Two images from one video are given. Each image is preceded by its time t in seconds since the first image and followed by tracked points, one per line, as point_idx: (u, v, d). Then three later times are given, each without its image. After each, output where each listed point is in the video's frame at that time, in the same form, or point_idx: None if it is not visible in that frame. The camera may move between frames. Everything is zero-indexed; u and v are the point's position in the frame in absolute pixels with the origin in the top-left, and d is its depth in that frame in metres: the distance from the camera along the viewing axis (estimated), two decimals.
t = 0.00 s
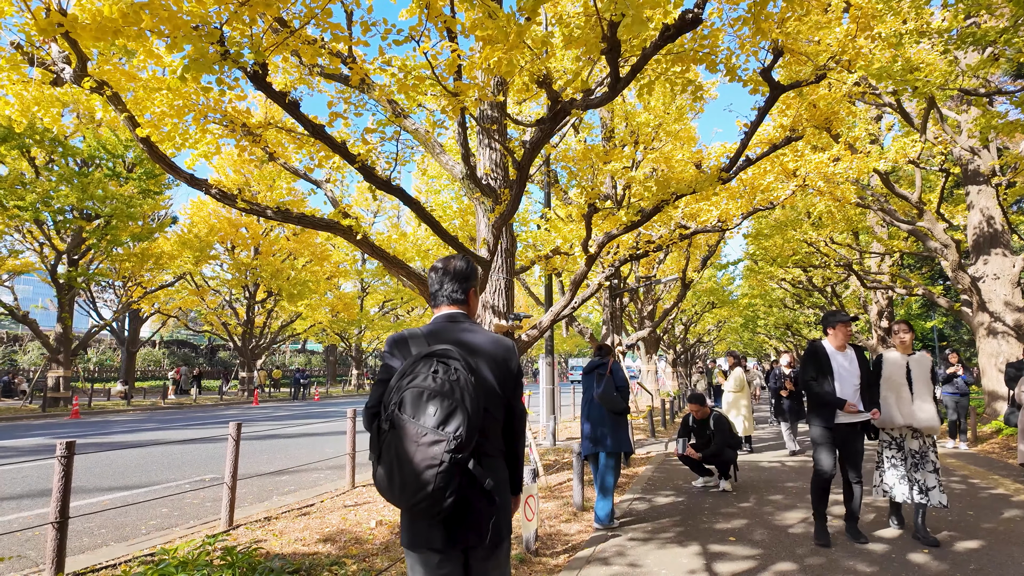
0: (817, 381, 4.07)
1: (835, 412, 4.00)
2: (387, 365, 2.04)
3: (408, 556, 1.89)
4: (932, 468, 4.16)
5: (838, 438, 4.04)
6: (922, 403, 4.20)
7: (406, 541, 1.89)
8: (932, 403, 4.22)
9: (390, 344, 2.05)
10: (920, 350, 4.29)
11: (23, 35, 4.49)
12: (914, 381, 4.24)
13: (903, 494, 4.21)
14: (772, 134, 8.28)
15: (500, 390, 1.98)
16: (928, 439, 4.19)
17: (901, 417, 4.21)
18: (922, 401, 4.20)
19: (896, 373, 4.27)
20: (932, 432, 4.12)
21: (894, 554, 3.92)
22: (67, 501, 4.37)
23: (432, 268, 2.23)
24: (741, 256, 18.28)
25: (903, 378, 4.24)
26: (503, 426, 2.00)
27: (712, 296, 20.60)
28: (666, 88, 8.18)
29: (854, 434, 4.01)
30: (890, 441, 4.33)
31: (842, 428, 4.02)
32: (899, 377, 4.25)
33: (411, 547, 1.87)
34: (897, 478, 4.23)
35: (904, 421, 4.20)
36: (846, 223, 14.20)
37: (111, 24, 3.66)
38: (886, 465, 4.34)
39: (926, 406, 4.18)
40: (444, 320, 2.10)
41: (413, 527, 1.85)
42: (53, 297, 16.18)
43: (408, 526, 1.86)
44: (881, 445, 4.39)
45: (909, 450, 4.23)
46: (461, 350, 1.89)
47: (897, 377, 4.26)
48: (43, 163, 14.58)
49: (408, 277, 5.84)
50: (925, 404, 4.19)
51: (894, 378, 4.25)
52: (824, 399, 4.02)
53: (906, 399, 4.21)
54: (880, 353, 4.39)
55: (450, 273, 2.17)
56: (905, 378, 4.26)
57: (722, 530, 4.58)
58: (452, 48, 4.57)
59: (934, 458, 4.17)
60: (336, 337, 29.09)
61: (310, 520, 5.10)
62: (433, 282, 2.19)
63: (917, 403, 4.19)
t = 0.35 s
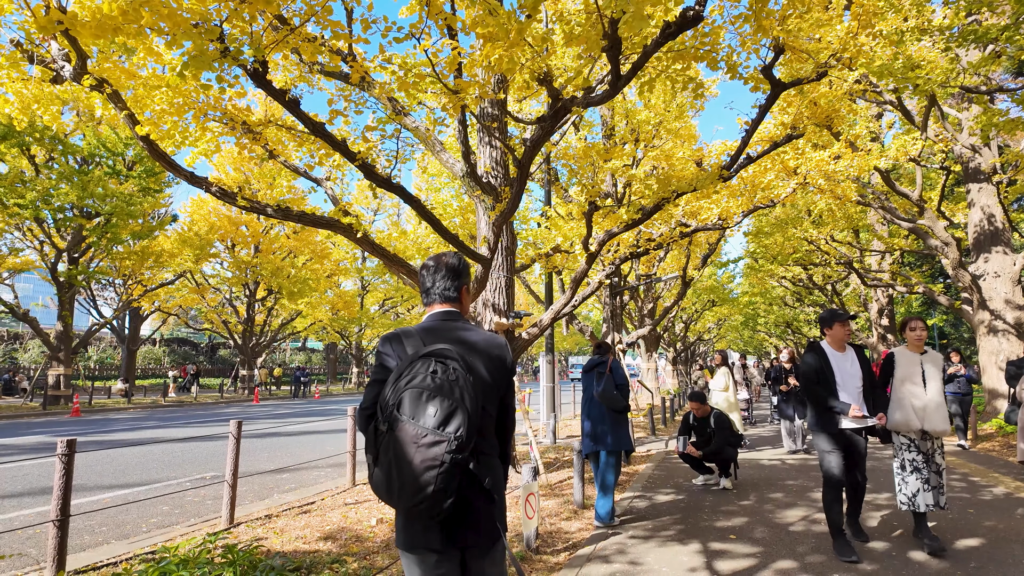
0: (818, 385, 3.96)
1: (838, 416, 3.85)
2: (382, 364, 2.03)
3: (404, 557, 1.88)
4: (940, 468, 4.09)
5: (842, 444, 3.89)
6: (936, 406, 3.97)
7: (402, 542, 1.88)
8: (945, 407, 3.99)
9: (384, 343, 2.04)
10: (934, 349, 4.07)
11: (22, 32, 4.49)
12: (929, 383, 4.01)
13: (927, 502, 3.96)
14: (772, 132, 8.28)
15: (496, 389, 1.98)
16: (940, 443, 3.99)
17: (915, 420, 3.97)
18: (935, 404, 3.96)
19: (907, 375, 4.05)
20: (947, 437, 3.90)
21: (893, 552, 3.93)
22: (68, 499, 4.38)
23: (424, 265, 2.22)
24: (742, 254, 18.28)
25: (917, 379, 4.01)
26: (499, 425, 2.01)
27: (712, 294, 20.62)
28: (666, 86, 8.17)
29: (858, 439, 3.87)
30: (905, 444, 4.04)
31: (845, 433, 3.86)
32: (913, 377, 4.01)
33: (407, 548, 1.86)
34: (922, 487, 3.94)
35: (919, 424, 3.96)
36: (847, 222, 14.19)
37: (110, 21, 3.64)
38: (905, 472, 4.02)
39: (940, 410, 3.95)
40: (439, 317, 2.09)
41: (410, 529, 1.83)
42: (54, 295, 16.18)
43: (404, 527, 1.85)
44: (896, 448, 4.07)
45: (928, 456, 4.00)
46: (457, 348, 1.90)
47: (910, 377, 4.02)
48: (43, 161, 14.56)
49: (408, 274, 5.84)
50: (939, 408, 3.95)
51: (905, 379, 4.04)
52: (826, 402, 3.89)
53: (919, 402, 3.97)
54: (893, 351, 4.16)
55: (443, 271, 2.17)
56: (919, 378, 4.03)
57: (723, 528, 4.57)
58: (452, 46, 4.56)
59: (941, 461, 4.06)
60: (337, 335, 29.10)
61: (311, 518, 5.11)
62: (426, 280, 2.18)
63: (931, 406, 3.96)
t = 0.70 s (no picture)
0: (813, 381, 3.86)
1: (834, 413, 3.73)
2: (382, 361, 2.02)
3: (400, 557, 1.88)
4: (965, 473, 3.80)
5: (842, 441, 3.74)
6: (949, 404, 3.81)
7: (399, 543, 1.87)
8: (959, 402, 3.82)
9: (383, 342, 2.03)
10: (944, 344, 3.91)
11: (21, 30, 4.47)
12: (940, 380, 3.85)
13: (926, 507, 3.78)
14: (772, 130, 8.27)
15: (496, 390, 1.99)
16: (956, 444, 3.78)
17: (927, 419, 3.80)
18: (948, 401, 3.79)
19: (919, 371, 3.88)
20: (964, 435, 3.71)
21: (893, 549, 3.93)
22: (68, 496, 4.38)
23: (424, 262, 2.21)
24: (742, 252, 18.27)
25: (928, 375, 3.85)
26: (497, 426, 2.01)
27: (712, 293, 20.59)
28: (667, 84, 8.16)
29: (859, 435, 3.69)
30: (912, 446, 3.89)
31: (845, 431, 3.71)
32: (924, 373, 3.85)
33: (404, 548, 1.86)
34: (924, 491, 3.79)
35: (930, 424, 3.79)
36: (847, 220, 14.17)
37: (110, 18, 3.62)
38: (906, 475, 3.89)
39: (953, 407, 3.78)
40: (438, 316, 2.08)
41: (408, 529, 1.83)
42: (54, 293, 16.17)
43: (402, 527, 1.85)
44: (901, 450, 3.94)
45: (935, 458, 3.81)
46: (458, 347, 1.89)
47: (921, 374, 3.86)
48: (42, 158, 14.54)
49: (408, 272, 5.83)
50: (953, 404, 3.79)
51: (917, 376, 3.87)
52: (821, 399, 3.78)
53: (931, 400, 3.81)
54: (900, 346, 4.01)
55: (444, 268, 2.15)
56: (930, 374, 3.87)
57: (723, 526, 4.58)
58: (452, 43, 4.55)
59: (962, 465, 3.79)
60: (337, 333, 29.09)
61: (311, 515, 5.11)
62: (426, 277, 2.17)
63: (944, 405, 3.79)
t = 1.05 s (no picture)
0: (815, 386, 3.55)
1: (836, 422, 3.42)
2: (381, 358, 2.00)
3: (399, 556, 1.88)
4: (988, 482, 3.49)
5: (846, 452, 3.43)
6: (969, 406, 3.56)
7: (398, 543, 1.86)
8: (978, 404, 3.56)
9: (384, 339, 2.01)
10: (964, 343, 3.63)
11: (20, 27, 4.46)
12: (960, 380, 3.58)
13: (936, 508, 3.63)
14: (773, 127, 8.27)
15: (496, 390, 1.99)
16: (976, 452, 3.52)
17: (944, 423, 3.57)
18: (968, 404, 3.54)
19: (938, 374, 3.60)
20: (981, 442, 3.45)
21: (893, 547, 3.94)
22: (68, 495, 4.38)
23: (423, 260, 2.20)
24: (742, 250, 18.26)
25: (948, 376, 3.58)
26: (497, 424, 2.01)
27: (712, 291, 20.58)
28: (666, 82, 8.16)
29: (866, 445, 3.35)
30: (927, 450, 3.68)
31: (848, 441, 3.40)
32: (943, 374, 3.58)
33: (403, 548, 1.85)
34: (937, 494, 3.62)
35: (948, 428, 3.56)
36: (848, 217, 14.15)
37: (109, 15, 3.61)
38: (920, 476, 3.72)
39: (971, 410, 3.53)
40: (441, 315, 2.08)
41: (408, 529, 1.82)
42: (54, 291, 16.17)
43: (401, 527, 1.84)
44: (917, 453, 3.74)
45: (950, 464, 3.59)
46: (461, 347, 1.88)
47: (940, 375, 3.58)
48: (42, 156, 14.53)
49: (408, 270, 5.83)
50: (972, 407, 3.54)
51: (936, 379, 3.60)
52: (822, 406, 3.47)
53: (949, 403, 3.57)
54: (917, 345, 3.69)
55: (443, 266, 2.14)
56: (949, 376, 3.59)
57: (723, 524, 4.56)
58: (452, 40, 4.54)
59: (988, 470, 3.51)
60: (338, 331, 29.10)
61: (311, 514, 5.11)
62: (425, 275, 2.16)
63: (965, 408, 3.54)
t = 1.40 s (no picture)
0: (830, 377, 3.34)
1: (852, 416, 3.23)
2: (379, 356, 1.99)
3: (398, 557, 1.87)
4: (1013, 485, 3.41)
5: (860, 448, 3.24)
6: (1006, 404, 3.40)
7: (397, 543, 1.86)
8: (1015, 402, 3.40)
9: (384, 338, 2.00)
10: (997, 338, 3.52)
11: (19, 25, 4.45)
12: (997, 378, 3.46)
13: (981, 522, 3.40)
14: (773, 126, 8.25)
15: (496, 389, 1.99)
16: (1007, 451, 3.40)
17: (979, 420, 3.42)
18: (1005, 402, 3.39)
19: (972, 370, 3.49)
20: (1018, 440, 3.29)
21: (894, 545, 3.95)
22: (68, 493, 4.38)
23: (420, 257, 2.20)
24: (742, 249, 18.25)
25: (981, 371, 3.47)
26: (496, 424, 2.00)
27: (712, 289, 20.59)
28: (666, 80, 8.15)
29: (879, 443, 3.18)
30: (958, 453, 3.53)
31: (863, 437, 3.22)
32: (976, 369, 3.48)
33: (402, 547, 1.85)
34: (978, 504, 3.42)
35: (982, 425, 3.41)
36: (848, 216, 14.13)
37: (108, 14, 3.60)
38: (957, 484, 3.51)
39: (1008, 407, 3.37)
40: (441, 315, 2.07)
41: (407, 530, 1.82)
42: (54, 290, 16.18)
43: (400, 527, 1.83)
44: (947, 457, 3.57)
45: (986, 468, 3.43)
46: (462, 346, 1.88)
47: (973, 370, 3.48)
48: (42, 154, 14.51)
49: (408, 269, 5.82)
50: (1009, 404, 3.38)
51: (970, 374, 3.49)
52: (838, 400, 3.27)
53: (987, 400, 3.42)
54: (948, 340, 3.61)
55: (444, 263, 2.13)
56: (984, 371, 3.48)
57: (723, 523, 4.56)
58: (452, 38, 4.53)
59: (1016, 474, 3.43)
60: (338, 329, 29.10)
61: (311, 512, 5.11)
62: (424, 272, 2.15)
63: (1004, 406, 3.39)
